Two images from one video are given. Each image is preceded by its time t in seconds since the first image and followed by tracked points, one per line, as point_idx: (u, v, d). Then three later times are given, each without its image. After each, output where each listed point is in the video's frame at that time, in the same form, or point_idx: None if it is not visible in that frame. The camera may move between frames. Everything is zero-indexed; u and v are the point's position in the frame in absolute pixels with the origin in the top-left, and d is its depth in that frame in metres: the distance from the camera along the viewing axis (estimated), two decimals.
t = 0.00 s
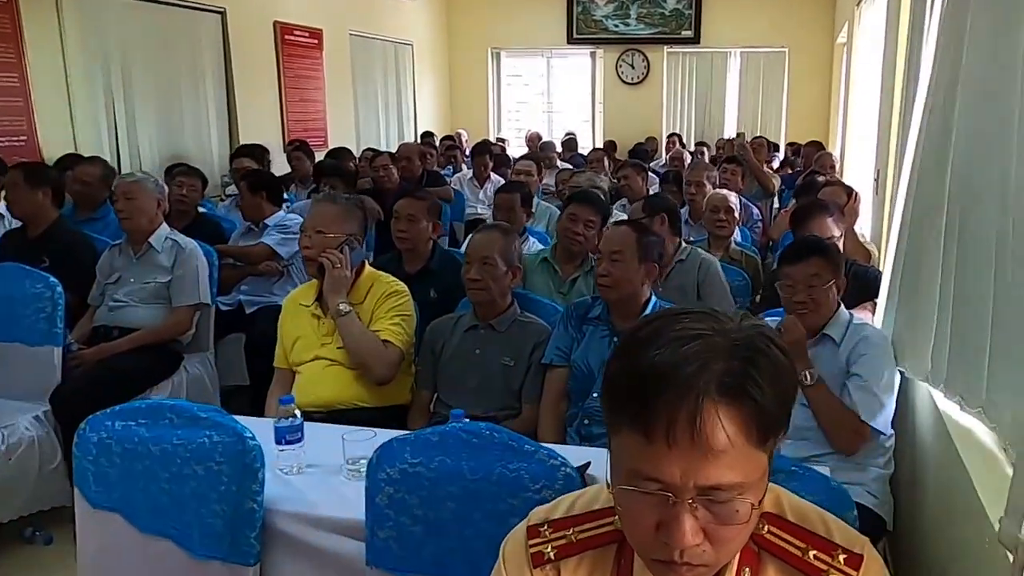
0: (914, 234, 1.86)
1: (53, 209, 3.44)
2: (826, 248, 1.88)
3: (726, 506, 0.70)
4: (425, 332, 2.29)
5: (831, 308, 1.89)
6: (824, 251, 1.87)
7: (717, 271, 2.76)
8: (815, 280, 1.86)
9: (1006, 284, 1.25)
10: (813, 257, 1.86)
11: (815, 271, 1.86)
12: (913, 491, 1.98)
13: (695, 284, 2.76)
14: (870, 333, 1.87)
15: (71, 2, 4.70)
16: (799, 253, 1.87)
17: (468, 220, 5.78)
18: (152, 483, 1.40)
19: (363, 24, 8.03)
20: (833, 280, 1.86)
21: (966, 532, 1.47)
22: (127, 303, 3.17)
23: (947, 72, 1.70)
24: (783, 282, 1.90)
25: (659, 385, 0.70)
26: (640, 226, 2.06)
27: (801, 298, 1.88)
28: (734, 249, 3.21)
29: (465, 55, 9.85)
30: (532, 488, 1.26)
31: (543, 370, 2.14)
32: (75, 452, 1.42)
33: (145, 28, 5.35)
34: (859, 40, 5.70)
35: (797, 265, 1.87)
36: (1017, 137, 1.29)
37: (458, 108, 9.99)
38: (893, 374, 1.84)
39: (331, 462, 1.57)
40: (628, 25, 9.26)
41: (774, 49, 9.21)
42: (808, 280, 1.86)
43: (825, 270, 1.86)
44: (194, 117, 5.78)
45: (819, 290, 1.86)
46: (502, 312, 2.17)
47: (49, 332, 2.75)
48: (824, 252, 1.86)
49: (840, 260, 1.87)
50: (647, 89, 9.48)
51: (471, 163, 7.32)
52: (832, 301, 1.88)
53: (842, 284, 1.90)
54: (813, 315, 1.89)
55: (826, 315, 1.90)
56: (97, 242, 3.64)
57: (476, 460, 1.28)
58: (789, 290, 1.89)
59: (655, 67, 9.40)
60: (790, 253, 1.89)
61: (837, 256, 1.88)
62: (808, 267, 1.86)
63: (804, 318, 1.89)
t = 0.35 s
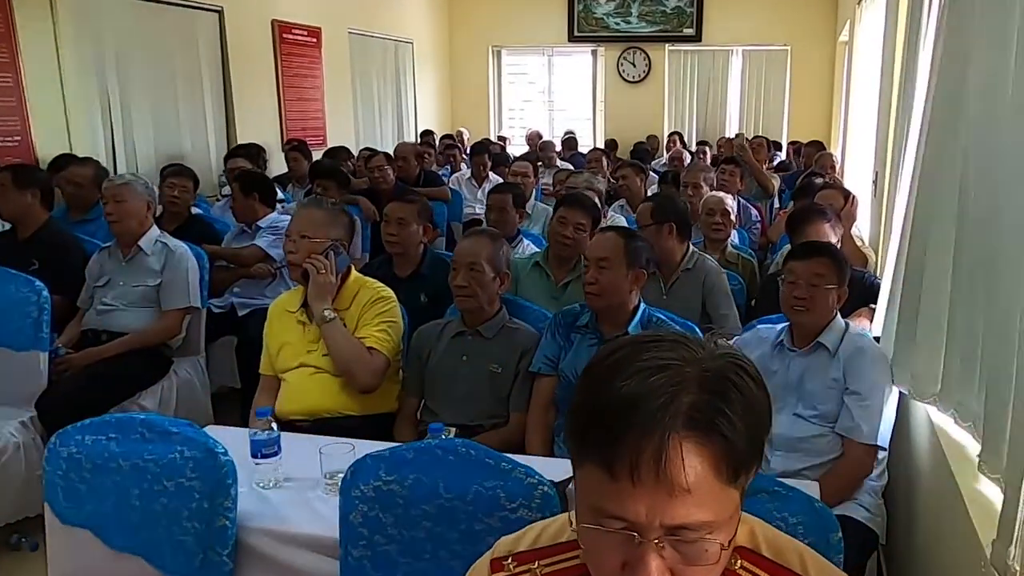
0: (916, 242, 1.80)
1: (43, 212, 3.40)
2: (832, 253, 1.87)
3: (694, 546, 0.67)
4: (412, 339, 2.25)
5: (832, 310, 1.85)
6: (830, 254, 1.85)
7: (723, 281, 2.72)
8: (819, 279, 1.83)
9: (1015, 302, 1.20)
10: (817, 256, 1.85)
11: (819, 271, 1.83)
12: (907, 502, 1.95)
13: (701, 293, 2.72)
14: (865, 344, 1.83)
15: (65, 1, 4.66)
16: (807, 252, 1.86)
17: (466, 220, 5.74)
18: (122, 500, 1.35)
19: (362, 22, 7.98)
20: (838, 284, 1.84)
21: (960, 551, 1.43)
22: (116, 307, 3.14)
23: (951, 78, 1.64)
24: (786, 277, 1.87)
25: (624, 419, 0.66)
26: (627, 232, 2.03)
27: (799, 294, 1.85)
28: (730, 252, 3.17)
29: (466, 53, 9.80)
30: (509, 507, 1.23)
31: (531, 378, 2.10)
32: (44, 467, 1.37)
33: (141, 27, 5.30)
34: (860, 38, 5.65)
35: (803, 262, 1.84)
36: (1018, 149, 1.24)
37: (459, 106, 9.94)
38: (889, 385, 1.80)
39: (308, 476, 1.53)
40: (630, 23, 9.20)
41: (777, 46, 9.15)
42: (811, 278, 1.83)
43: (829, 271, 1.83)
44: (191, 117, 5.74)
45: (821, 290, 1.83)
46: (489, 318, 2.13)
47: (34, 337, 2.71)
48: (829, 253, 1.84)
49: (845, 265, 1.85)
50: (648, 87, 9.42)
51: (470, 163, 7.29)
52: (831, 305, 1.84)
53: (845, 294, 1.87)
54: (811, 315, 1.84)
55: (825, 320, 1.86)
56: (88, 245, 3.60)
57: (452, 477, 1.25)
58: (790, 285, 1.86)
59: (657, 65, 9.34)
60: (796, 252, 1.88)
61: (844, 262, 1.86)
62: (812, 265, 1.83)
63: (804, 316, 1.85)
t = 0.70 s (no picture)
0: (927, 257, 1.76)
1: (40, 215, 3.35)
2: (836, 261, 1.82)
3: None
4: (408, 349, 2.19)
5: (835, 319, 1.80)
6: (833, 262, 1.81)
7: (733, 292, 2.67)
8: (815, 287, 1.79)
9: None
10: (815, 263, 1.82)
11: (816, 278, 1.80)
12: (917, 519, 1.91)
13: (708, 306, 2.67)
14: (875, 357, 1.77)
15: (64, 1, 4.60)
16: (808, 260, 1.84)
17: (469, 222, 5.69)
18: (102, 523, 1.29)
19: (365, 21, 7.93)
20: (839, 292, 1.79)
21: None
22: (111, 313, 3.09)
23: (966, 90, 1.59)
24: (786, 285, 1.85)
25: (611, 469, 0.61)
26: (629, 240, 1.97)
27: (796, 303, 1.82)
28: (735, 256, 3.11)
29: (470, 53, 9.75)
30: (503, 534, 1.17)
31: (530, 390, 2.04)
32: (24, 487, 1.32)
33: (142, 28, 5.25)
34: (867, 38, 5.59)
35: (802, 269, 1.82)
36: None
37: (464, 106, 9.89)
38: (900, 401, 1.75)
39: (298, 495, 1.48)
40: (635, 22, 9.15)
41: (782, 46, 9.08)
42: (807, 285, 1.80)
43: (828, 278, 1.79)
44: (192, 117, 5.70)
45: (819, 297, 1.79)
46: (488, 327, 2.08)
47: (26, 345, 2.67)
48: (830, 260, 1.81)
49: (849, 272, 1.80)
50: (653, 87, 9.35)
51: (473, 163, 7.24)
52: (832, 313, 1.80)
53: (850, 303, 1.81)
54: (808, 322, 1.81)
55: (828, 331, 1.81)
56: (85, 248, 3.55)
57: (443, 502, 1.19)
58: (789, 292, 1.83)
59: (662, 65, 9.27)
60: (798, 261, 1.85)
61: (849, 270, 1.81)
62: (810, 272, 1.81)
63: (802, 323, 1.81)
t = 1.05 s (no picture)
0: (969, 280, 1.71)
1: (43, 224, 3.31)
2: (852, 281, 1.76)
3: None
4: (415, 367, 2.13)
5: (845, 340, 1.74)
6: (846, 282, 1.75)
7: (748, 311, 2.61)
8: (819, 306, 1.75)
9: None
10: (827, 283, 1.77)
11: (823, 298, 1.75)
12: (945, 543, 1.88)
13: (723, 327, 2.62)
14: (896, 382, 1.71)
15: (71, 5, 4.56)
16: (824, 279, 1.79)
17: (477, 228, 5.65)
18: (97, 559, 1.23)
19: (373, 24, 7.88)
20: (846, 313, 1.73)
21: None
22: (114, 324, 3.05)
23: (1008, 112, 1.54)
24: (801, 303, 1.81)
25: (636, 555, 0.64)
26: (644, 258, 1.91)
27: (801, 321, 1.79)
28: (748, 268, 3.05)
29: (478, 56, 9.70)
30: None
31: (539, 411, 1.99)
32: (16, 520, 1.26)
33: (149, 32, 5.21)
34: (880, 42, 5.52)
35: (813, 288, 1.78)
36: None
37: (472, 109, 9.84)
38: (924, 428, 1.69)
39: (300, 526, 1.42)
40: (643, 25, 9.08)
41: (793, 49, 9.00)
42: (811, 305, 1.76)
43: (834, 299, 1.74)
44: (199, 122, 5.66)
45: (824, 317, 1.74)
46: (497, 346, 2.02)
47: (27, 359, 2.61)
48: (841, 279, 1.75)
49: (862, 292, 1.74)
50: (662, 89, 9.27)
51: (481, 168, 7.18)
52: (840, 335, 1.74)
53: (864, 325, 1.74)
54: (811, 341, 1.77)
55: (840, 352, 1.76)
56: (88, 257, 3.51)
57: (452, 543, 1.13)
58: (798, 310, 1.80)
59: (671, 68, 9.20)
60: (816, 279, 1.81)
61: (862, 291, 1.74)
62: (819, 292, 1.76)
63: (806, 342, 1.78)
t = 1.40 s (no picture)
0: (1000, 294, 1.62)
1: (40, 228, 3.25)
2: (861, 294, 1.70)
3: None
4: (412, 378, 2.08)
5: (856, 354, 1.68)
6: (856, 295, 1.69)
7: (762, 317, 2.56)
8: (829, 321, 1.68)
9: None
10: (836, 296, 1.70)
11: (832, 312, 1.69)
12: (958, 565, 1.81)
13: (735, 338, 2.56)
14: (907, 399, 1.65)
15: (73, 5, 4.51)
16: (832, 292, 1.72)
17: (482, 230, 5.59)
18: None
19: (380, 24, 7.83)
20: (857, 327, 1.67)
21: None
22: (109, 330, 2.99)
23: None
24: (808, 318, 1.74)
25: None
26: (647, 267, 1.85)
27: (809, 337, 1.71)
28: (755, 274, 2.98)
29: (485, 56, 9.63)
30: None
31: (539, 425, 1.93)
32: None
33: (152, 31, 5.15)
34: (891, 43, 5.44)
35: (820, 302, 1.72)
36: None
37: (479, 110, 9.78)
38: (937, 448, 1.62)
39: (283, 551, 1.36)
40: (652, 24, 9.00)
41: (803, 49, 8.91)
42: (820, 319, 1.69)
43: (844, 313, 1.68)
44: (203, 122, 5.61)
45: (835, 332, 1.67)
46: (495, 357, 1.96)
47: (20, 366, 2.54)
48: (852, 293, 1.69)
49: (872, 305, 1.68)
50: (670, 90, 9.19)
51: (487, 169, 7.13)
52: (851, 349, 1.68)
53: (875, 339, 1.68)
54: (821, 358, 1.70)
55: (850, 366, 1.69)
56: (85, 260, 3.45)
57: None
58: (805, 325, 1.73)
59: (679, 68, 9.12)
60: (823, 293, 1.74)
61: (872, 304, 1.68)
62: (828, 306, 1.70)
63: (815, 358, 1.71)
